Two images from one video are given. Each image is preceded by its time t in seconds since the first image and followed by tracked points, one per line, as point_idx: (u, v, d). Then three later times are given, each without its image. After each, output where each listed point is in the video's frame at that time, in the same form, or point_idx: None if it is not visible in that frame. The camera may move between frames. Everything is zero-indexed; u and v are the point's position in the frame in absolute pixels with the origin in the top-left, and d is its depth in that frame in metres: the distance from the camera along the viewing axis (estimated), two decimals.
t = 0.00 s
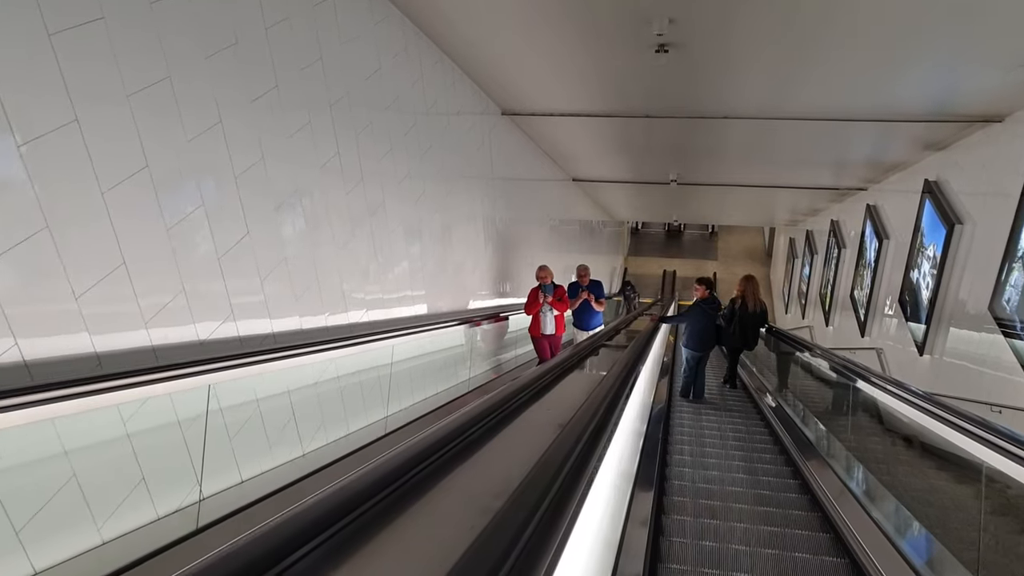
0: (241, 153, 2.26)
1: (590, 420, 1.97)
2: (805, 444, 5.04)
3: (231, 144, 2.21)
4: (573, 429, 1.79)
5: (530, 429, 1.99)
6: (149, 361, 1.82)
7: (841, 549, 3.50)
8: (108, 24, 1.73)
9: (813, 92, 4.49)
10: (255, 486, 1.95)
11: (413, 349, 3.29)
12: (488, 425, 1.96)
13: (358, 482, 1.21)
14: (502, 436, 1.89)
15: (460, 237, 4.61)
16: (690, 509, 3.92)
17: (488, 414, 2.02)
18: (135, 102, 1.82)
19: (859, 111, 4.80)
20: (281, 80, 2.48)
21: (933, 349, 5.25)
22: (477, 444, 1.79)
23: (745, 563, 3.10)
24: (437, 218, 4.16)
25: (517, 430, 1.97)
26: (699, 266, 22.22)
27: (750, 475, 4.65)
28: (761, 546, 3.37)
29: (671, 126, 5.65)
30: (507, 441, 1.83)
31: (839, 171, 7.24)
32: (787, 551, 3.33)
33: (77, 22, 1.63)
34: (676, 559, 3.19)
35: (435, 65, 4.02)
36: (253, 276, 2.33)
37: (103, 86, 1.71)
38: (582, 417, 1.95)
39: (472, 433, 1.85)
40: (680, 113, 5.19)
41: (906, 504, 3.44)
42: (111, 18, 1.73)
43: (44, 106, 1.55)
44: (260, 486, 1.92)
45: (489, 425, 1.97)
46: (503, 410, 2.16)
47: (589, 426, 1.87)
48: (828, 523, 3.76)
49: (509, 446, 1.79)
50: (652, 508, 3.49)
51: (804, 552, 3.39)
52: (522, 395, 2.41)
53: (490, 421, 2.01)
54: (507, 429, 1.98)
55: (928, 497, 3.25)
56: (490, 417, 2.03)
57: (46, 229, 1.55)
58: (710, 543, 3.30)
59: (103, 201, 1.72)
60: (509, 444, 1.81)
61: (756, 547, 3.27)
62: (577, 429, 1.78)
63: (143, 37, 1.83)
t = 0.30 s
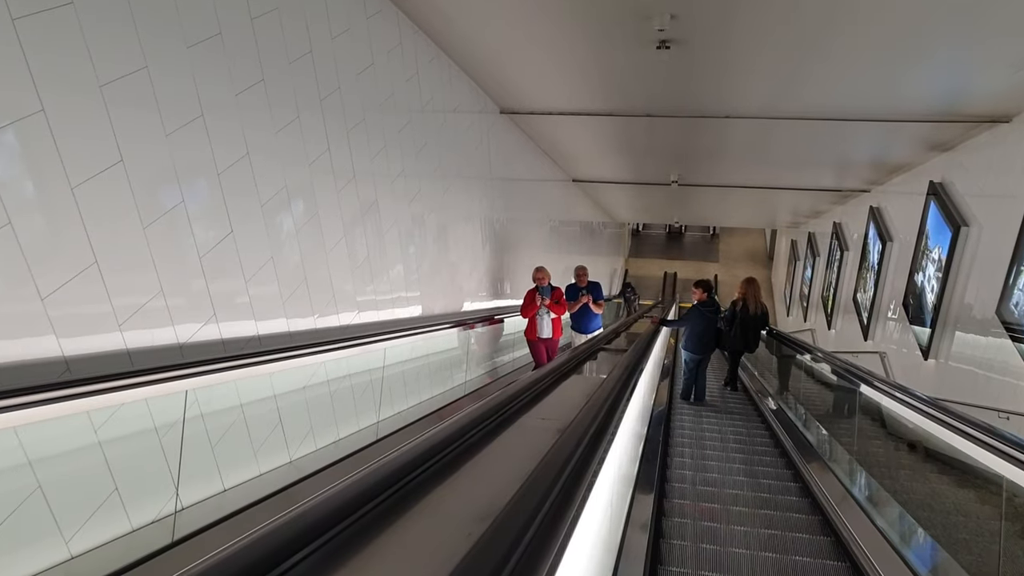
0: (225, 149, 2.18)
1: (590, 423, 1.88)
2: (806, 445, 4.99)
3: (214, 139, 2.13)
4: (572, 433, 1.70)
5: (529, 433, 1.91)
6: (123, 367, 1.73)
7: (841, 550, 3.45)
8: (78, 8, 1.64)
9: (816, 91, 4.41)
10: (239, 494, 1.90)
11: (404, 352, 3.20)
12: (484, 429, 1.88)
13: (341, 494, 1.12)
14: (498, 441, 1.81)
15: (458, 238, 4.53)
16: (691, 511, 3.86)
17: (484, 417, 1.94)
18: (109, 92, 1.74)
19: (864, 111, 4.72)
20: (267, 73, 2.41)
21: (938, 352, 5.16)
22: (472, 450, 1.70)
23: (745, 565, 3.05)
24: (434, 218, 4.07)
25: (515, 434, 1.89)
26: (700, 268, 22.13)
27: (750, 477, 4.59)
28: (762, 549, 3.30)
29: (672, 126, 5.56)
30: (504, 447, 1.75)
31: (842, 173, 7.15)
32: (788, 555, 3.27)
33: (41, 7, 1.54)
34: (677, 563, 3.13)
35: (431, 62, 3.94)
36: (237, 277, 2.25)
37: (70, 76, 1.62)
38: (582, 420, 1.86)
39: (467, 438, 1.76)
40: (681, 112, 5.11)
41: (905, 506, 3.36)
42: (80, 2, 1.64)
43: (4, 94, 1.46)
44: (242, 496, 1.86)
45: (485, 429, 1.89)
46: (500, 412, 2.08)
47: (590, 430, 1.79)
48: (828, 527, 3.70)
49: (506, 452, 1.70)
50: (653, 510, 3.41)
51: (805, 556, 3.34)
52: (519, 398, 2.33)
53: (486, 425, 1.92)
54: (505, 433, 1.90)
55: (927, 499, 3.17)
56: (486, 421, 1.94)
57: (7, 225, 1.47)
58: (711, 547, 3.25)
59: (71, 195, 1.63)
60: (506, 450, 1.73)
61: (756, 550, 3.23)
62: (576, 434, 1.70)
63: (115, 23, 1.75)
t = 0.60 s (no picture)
0: (209, 143, 2.07)
1: (585, 433, 1.80)
2: (808, 448, 4.92)
3: (197, 133, 2.01)
4: (566, 447, 1.62)
5: (524, 444, 1.83)
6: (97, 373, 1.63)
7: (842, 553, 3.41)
8: None
9: (822, 90, 4.32)
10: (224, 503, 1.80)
11: (397, 357, 3.10)
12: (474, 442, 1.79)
13: (311, 517, 1.05)
14: (488, 453, 1.73)
15: (456, 239, 4.45)
16: (694, 513, 3.80)
17: (475, 427, 1.85)
18: (80, 84, 1.61)
19: (869, 111, 4.64)
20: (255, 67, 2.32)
21: (946, 356, 5.08)
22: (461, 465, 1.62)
23: (748, 566, 3.04)
24: (431, 218, 3.99)
25: (506, 446, 1.81)
26: (702, 270, 22.05)
27: (753, 480, 4.51)
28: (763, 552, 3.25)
29: (674, 125, 5.48)
30: (494, 460, 1.66)
31: (847, 173, 7.06)
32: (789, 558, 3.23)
33: None
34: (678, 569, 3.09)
35: (428, 58, 3.86)
36: (220, 277, 2.14)
37: (41, 66, 1.50)
38: (577, 432, 1.77)
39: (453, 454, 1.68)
40: (684, 111, 5.02)
41: (913, 512, 3.26)
42: None
43: None
44: (228, 503, 1.76)
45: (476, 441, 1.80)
46: (494, 418, 1.99)
47: (584, 443, 1.70)
48: (831, 530, 3.65)
49: (496, 466, 1.62)
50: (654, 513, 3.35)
51: (807, 556, 3.32)
52: (517, 406, 2.24)
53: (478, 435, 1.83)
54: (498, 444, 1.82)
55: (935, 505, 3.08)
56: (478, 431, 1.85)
57: None
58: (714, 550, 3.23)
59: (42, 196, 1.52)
60: (497, 463, 1.65)
61: (758, 552, 3.20)
62: (570, 448, 1.61)
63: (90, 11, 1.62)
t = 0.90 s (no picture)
0: (188, 140, 1.98)
1: (577, 447, 1.71)
2: (810, 449, 4.86)
3: (176, 130, 1.93)
4: (554, 465, 1.53)
5: (515, 457, 1.74)
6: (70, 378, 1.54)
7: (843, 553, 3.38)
8: None
9: (826, 88, 4.25)
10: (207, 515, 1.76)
11: (390, 361, 3.02)
12: (461, 456, 1.71)
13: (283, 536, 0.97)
14: (474, 470, 1.64)
15: (453, 240, 4.38)
16: (696, 514, 3.74)
17: (463, 440, 1.77)
18: (48, 75, 1.52)
19: (874, 109, 4.56)
20: (240, 60, 2.25)
21: (952, 359, 4.99)
22: (446, 481, 1.54)
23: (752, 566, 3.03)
24: (427, 218, 3.91)
25: (496, 459, 1.72)
26: (704, 271, 21.97)
27: (755, 482, 4.44)
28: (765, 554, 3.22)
29: (675, 124, 5.40)
30: (481, 478, 1.58)
31: (850, 173, 6.98)
32: (791, 559, 3.20)
33: None
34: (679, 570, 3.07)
35: (423, 54, 3.78)
36: (202, 279, 2.05)
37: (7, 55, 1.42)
38: (569, 447, 1.68)
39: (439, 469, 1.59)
40: (685, 109, 4.95)
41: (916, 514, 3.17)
42: None
43: None
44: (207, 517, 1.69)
45: (464, 455, 1.71)
46: (486, 426, 1.91)
47: (575, 461, 1.61)
48: (834, 530, 3.62)
49: (481, 486, 1.53)
50: (656, 517, 3.27)
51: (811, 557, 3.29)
52: (511, 413, 2.15)
53: (465, 449, 1.75)
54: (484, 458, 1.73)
55: (941, 511, 2.99)
56: (465, 444, 1.76)
57: None
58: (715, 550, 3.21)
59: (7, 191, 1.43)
60: (483, 481, 1.56)
61: (761, 553, 3.18)
62: (558, 467, 1.52)
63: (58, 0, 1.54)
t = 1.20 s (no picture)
0: (164, 133, 1.89)
1: (571, 452, 1.62)
2: (809, 448, 4.80)
3: (149, 123, 1.83)
4: (546, 472, 1.43)
5: (505, 464, 1.65)
6: (32, 384, 1.45)
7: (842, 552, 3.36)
8: None
9: (828, 84, 4.17)
10: (186, 523, 1.69)
11: (379, 363, 2.93)
12: (448, 463, 1.62)
13: (241, 559, 0.88)
14: (461, 477, 1.55)
15: (447, 238, 4.30)
16: (696, 513, 3.70)
17: (450, 446, 1.68)
18: (8, 62, 1.44)
19: (876, 105, 4.48)
20: (221, 50, 2.16)
21: (955, 360, 4.91)
22: (431, 490, 1.45)
23: (752, 565, 3.01)
24: (420, 216, 3.83)
25: (483, 466, 1.63)
26: (704, 270, 21.90)
27: (754, 481, 4.38)
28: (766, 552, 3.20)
29: (674, 121, 5.32)
30: (467, 486, 1.49)
31: (851, 171, 6.90)
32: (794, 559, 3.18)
33: None
34: (679, 570, 3.03)
35: (416, 48, 3.69)
36: (181, 278, 1.96)
37: None
38: (562, 453, 1.59)
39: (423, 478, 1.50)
40: (684, 105, 4.86)
41: (921, 517, 3.09)
42: None
43: None
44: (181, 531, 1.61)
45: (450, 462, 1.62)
46: (477, 432, 1.83)
47: (568, 468, 1.52)
48: (834, 530, 3.59)
49: (466, 496, 1.44)
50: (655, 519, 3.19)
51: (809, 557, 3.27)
52: (503, 417, 2.06)
53: (452, 457, 1.65)
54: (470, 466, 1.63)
55: (947, 514, 2.90)
56: (452, 451, 1.67)
57: None
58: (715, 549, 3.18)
59: None
60: (468, 490, 1.47)
61: (761, 552, 3.15)
62: (548, 474, 1.43)
63: None
